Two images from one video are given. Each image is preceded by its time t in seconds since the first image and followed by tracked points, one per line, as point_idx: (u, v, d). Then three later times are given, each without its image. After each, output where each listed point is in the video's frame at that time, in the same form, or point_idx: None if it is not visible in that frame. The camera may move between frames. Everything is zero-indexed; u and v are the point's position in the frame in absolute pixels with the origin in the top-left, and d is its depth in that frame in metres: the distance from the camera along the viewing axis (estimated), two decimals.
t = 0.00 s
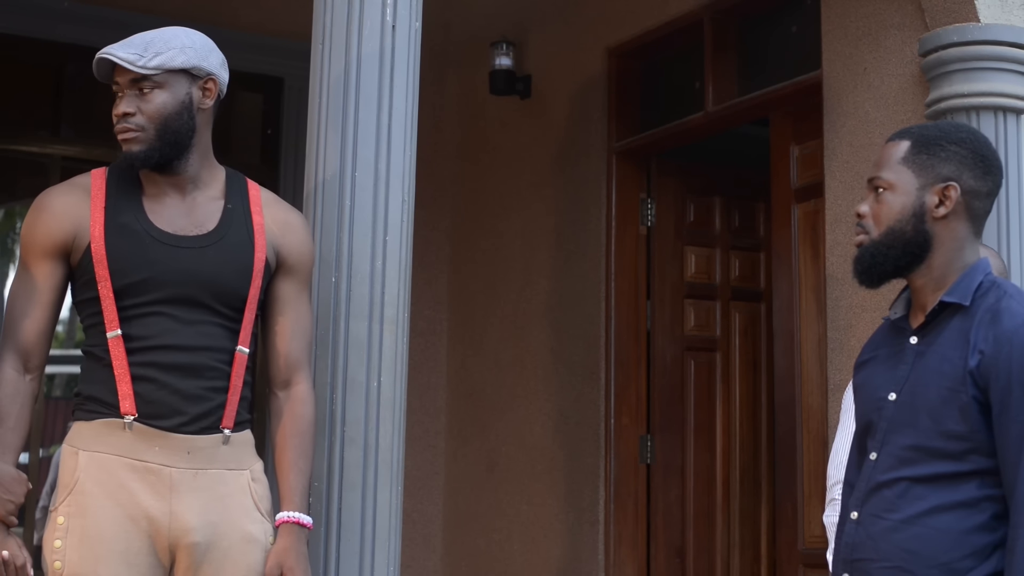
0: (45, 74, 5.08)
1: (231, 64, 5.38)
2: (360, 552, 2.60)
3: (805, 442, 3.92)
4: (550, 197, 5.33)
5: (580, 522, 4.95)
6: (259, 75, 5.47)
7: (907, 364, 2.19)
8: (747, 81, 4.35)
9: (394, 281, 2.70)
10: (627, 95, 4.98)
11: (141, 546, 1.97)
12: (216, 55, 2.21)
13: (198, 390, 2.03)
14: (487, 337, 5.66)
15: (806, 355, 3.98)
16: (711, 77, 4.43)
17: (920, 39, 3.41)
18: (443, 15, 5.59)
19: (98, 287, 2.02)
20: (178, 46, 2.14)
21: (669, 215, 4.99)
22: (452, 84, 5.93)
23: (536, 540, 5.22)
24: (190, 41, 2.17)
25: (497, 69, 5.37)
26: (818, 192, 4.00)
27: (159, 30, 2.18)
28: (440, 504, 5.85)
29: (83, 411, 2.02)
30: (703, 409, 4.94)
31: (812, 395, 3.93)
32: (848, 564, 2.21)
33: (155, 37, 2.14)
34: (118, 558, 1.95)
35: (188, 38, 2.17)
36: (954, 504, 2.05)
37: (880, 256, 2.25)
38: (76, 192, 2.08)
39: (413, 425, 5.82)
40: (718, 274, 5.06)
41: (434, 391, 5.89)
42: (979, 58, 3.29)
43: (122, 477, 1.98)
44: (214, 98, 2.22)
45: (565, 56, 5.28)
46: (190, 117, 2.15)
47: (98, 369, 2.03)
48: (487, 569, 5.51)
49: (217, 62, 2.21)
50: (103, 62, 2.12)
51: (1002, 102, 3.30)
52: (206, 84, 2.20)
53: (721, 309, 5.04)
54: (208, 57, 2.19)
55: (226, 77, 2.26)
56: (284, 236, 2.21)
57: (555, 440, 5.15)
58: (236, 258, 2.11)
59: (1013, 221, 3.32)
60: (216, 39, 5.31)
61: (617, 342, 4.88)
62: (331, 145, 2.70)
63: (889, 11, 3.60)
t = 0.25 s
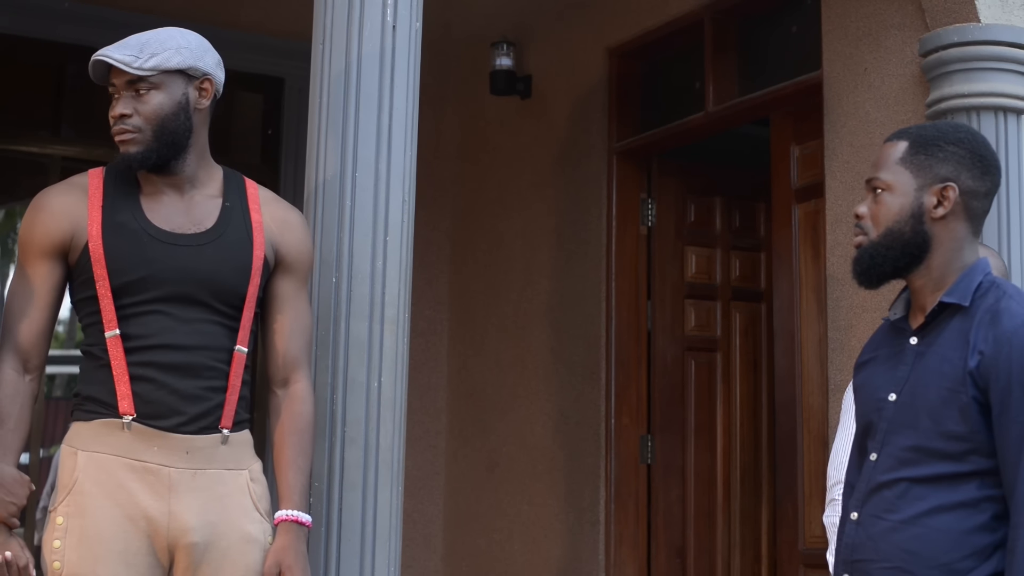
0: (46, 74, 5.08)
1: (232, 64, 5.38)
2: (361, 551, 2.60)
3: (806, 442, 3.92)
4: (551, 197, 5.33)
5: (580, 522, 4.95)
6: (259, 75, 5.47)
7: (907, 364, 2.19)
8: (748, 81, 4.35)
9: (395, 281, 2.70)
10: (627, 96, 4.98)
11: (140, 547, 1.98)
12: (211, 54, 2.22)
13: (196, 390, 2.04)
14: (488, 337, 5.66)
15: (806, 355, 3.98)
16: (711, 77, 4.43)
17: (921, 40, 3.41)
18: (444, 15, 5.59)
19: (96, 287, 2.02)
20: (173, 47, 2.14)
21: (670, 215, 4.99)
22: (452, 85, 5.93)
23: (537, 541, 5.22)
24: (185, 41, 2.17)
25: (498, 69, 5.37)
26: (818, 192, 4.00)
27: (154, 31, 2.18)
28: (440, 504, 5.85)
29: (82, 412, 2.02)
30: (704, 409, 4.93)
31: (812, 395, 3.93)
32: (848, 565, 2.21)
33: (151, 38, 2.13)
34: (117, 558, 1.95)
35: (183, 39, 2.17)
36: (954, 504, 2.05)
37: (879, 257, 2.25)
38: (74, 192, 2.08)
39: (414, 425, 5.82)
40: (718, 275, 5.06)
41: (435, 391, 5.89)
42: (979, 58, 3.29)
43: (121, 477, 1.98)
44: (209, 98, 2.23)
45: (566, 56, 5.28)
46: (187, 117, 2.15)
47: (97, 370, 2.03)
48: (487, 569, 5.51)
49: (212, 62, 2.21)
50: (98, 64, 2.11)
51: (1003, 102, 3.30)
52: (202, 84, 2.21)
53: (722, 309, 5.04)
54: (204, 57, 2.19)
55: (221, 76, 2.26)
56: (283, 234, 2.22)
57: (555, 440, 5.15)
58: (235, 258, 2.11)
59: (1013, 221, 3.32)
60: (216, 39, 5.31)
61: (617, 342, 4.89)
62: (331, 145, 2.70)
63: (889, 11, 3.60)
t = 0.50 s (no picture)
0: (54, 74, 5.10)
1: (240, 64, 5.39)
2: (371, 551, 2.61)
3: (816, 441, 3.91)
4: (560, 197, 5.32)
5: (590, 522, 4.95)
6: (267, 75, 5.47)
7: (915, 363, 2.19)
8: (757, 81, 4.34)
9: (404, 281, 2.71)
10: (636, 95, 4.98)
11: (149, 547, 1.98)
12: (215, 53, 2.22)
13: (205, 391, 2.04)
14: (497, 337, 5.67)
15: (816, 354, 3.97)
16: (720, 76, 4.42)
17: (930, 39, 3.40)
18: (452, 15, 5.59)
19: (103, 288, 2.03)
20: (177, 47, 2.14)
21: (678, 215, 4.99)
22: (461, 85, 5.93)
23: (546, 540, 5.23)
24: (189, 40, 2.17)
25: (506, 69, 5.36)
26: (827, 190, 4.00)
27: (158, 31, 2.18)
28: (450, 504, 5.86)
29: (90, 413, 2.03)
30: (715, 406, 4.95)
31: (821, 394, 3.92)
32: (857, 564, 2.21)
33: (154, 38, 2.14)
34: (126, 558, 1.96)
35: (187, 38, 2.18)
36: (963, 503, 2.05)
37: (886, 256, 2.25)
38: (82, 193, 2.09)
39: (423, 425, 5.82)
40: (727, 274, 5.06)
41: (444, 391, 5.89)
42: (988, 56, 3.27)
43: (130, 477, 1.98)
44: (215, 97, 2.23)
45: (574, 56, 5.28)
46: (192, 117, 2.16)
47: (105, 371, 2.03)
48: (497, 569, 5.52)
49: (217, 61, 2.21)
50: (103, 64, 2.12)
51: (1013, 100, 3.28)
52: (207, 83, 2.21)
53: (730, 308, 5.04)
54: (208, 57, 2.19)
55: (227, 75, 2.26)
56: (289, 234, 2.22)
57: (564, 440, 5.15)
58: (242, 258, 2.12)
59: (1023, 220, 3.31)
60: (225, 40, 5.31)
61: (626, 341, 4.88)
62: (340, 145, 2.71)
63: (897, 10, 3.59)
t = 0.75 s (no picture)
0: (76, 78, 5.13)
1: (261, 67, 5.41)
2: (395, 552, 2.62)
3: (839, 440, 3.90)
4: (581, 197, 5.33)
5: (613, 522, 4.95)
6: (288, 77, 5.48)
7: (939, 362, 2.18)
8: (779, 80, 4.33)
9: (425, 282, 2.72)
10: (656, 95, 4.97)
11: (175, 549, 2.00)
12: (235, 54, 2.23)
13: (228, 393, 2.06)
14: (520, 338, 5.68)
15: (839, 352, 3.96)
16: (741, 75, 4.41)
17: (952, 36, 3.38)
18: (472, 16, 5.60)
19: (127, 293, 2.05)
20: (197, 48, 2.16)
21: (700, 215, 4.98)
22: (481, 85, 5.94)
23: (569, 540, 5.23)
24: (208, 42, 2.19)
25: (527, 69, 5.36)
26: (849, 189, 3.99)
27: (178, 32, 2.20)
28: (473, 504, 5.88)
29: (114, 415, 2.05)
30: (737, 407, 4.94)
31: (844, 393, 3.91)
32: (881, 564, 2.20)
33: (173, 40, 2.15)
34: (152, 560, 1.98)
35: (206, 40, 2.19)
36: (987, 502, 2.04)
37: (909, 254, 2.25)
38: (104, 199, 2.12)
39: (446, 425, 5.84)
40: (749, 274, 5.05)
41: (467, 391, 5.91)
42: (1010, 54, 3.24)
43: (155, 479, 2.00)
44: (235, 98, 2.25)
45: (594, 56, 5.28)
46: (213, 118, 2.17)
47: (129, 374, 2.06)
48: (520, 569, 5.53)
49: (237, 62, 2.23)
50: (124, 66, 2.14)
51: None
52: (228, 84, 2.22)
53: (753, 307, 5.03)
54: (228, 58, 2.21)
55: (246, 76, 2.28)
56: (311, 237, 2.24)
57: (587, 440, 5.16)
58: (265, 262, 2.13)
59: None
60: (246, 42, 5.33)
61: (649, 341, 4.88)
62: (362, 147, 2.72)
63: (918, 8, 3.57)
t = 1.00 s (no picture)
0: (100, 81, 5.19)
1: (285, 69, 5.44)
2: (419, 552, 2.64)
3: (864, 439, 3.88)
4: (603, 196, 5.33)
5: (637, 522, 4.96)
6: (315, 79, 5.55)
7: (963, 359, 2.17)
8: (801, 78, 4.32)
9: (449, 282, 2.73)
10: (679, 94, 4.97)
11: (200, 550, 2.02)
12: (276, 64, 2.25)
13: (253, 393, 2.08)
14: (543, 338, 5.68)
15: (862, 351, 3.94)
16: (763, 74, 4.41)
17: (975, 33, 3.36)
18: (495, 16, 5.61)
19: (151, 295, 2.07)
20: (248, 59, 2.16)
21: (723, 214, 4.97)
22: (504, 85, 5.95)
23: (593, 540, 5.23)
24: (256, 52, 2.20)
25: (549, 69, 5.37)
26: (872, 187, 3.97)
27: (223, 35, 2.19)
28: (497, 504, 5.89)
29: (139, 416, 2.08)
30: (760, 406, 4.92)
31: (868, 391, 3.89)
32: (907, 563, 2.20)
33: (226, 48, 2.15)
34: (177, 560, 1.99)
35: (252, 48, 2.20)
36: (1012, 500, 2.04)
37: (933, 252, 2.24)
38: (127, 201, 2.13)
39: (470, 426, 5.86)
40: (772, 272, 5.04)
41: (490, 392, 5.92)
42: None
43: (180, 480, 2.02)
44: (272, 107, 2.27)
45: (617, 55, 5.28)
46: (256, 128, 2.20)
47: (153, 376, 2.08)
48: (544, 569, 5.54)
49: (278, 72, 2.25)
50: (171, 70, 2.12)
51: None
52: (268, 93, 2.24)
53: (777, 306, 5.01)
54: (272, 68, 2.23)
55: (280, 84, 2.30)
56: (332, 238, 2.25)
57: (611, 440, 5.16)
58: (288, 263, 2.15)
59: None
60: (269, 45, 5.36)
61: (672, 340, 4.88)
62: (384, 148, 2.74)
63: (941, 5, 3.55)
